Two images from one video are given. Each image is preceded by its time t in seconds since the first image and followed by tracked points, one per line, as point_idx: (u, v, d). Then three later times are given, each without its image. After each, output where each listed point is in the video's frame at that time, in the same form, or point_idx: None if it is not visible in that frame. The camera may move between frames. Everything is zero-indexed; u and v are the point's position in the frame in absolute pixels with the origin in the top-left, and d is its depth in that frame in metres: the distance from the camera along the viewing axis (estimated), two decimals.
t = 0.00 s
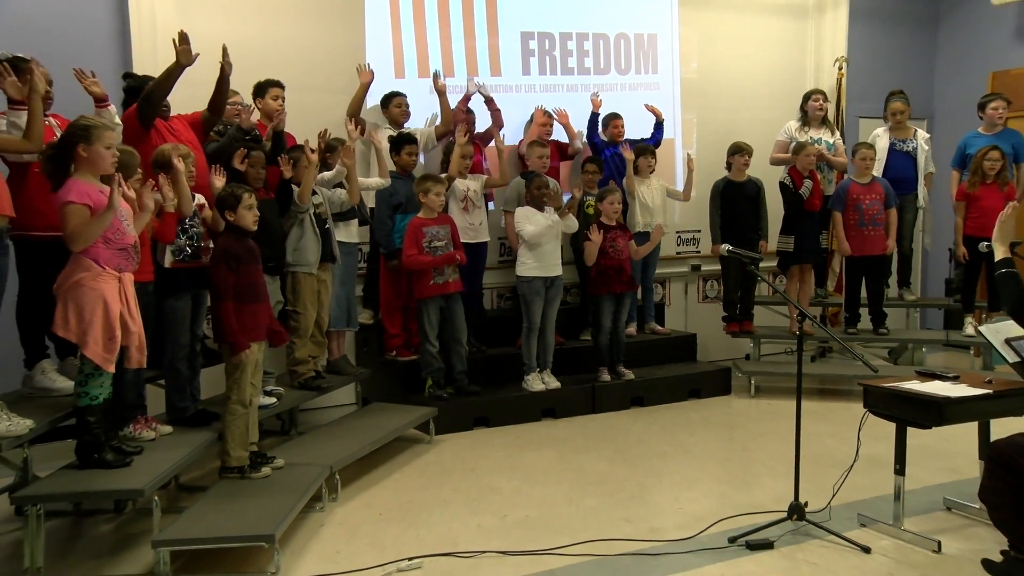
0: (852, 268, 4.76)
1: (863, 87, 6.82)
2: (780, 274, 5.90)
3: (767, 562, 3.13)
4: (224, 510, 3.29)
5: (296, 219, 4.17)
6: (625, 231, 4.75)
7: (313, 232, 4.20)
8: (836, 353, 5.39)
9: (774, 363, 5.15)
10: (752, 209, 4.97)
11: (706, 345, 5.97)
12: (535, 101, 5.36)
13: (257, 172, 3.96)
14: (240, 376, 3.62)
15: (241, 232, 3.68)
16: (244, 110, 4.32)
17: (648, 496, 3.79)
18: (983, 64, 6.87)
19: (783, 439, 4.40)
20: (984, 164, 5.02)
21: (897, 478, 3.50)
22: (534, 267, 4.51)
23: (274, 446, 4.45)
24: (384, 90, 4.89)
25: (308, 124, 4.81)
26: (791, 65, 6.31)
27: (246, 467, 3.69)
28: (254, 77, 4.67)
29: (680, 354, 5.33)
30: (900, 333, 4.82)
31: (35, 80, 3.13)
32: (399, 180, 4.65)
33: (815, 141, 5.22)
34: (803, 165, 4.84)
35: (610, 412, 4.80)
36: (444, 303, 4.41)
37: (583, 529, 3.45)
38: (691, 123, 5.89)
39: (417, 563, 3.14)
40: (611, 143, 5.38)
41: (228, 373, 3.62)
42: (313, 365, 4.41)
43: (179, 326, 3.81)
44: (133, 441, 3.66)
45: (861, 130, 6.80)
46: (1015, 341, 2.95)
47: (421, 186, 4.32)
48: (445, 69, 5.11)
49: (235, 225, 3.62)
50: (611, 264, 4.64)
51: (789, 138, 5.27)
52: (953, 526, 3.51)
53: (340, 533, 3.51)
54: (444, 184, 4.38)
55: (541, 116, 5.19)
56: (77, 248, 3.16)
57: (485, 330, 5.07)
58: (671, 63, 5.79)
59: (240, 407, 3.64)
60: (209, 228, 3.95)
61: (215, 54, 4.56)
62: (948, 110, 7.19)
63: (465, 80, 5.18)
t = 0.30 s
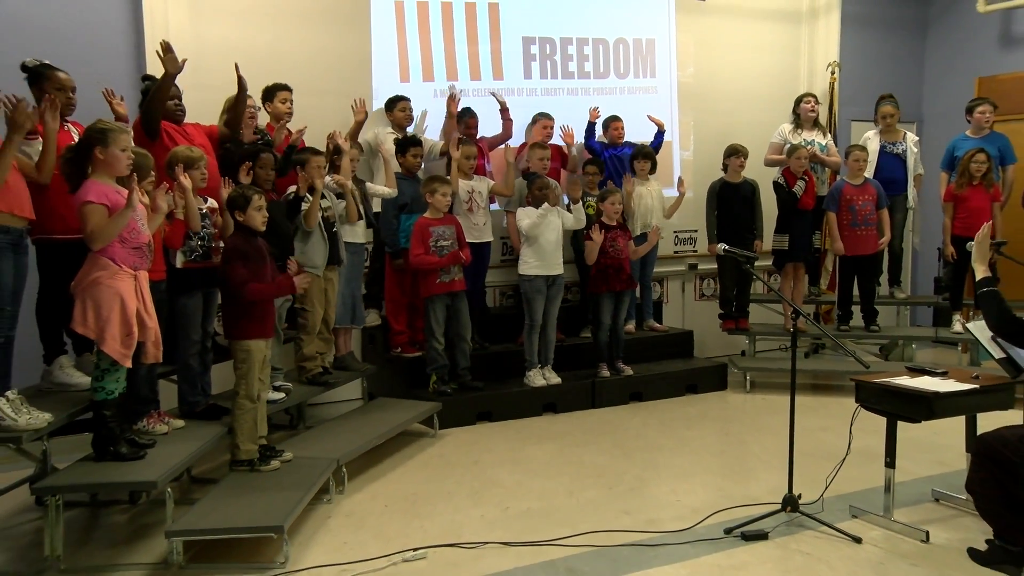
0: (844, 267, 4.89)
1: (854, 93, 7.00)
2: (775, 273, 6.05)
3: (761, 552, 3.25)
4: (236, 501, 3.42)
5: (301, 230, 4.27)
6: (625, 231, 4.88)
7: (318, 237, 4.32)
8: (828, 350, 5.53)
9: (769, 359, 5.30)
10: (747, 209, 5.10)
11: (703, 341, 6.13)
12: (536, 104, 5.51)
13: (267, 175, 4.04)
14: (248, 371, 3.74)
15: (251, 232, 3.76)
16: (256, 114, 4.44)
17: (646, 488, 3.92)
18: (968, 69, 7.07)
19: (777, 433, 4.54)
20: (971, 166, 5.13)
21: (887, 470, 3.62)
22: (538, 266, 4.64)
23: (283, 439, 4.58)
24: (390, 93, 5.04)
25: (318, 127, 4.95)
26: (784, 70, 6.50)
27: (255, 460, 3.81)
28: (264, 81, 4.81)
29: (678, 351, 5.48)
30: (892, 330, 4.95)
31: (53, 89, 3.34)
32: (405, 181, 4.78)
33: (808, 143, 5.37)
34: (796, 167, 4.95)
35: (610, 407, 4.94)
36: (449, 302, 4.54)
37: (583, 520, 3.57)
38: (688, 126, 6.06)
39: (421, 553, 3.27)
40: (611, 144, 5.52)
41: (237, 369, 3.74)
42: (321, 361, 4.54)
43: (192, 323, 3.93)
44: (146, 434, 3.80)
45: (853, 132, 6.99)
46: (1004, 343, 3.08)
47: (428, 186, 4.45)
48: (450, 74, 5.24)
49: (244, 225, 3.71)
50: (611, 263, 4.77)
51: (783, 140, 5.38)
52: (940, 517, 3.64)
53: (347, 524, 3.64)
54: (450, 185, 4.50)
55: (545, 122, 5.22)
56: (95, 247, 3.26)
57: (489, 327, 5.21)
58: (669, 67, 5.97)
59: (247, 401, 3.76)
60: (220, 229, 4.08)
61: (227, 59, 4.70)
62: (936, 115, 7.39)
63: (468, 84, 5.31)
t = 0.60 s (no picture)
0: (838, 266, 5.02)
1: (846, 97, 7.14)
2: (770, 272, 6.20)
3: (756, 543, 3.36)
4: (247, 493, 3.54)
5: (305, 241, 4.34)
6: (625, 231, 5.01)
7: (324, 238, 4.42)
8: (822, 347, 5.66)
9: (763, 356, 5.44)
10: (743, 210, 5.23)
11: (699, 339, 6.28)
12: (537, 107, 5.65)
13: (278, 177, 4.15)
14: (257, 367, 3.86)
15: (259, 232, 3.86)
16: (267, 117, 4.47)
17: (645, 481, 4.05)
18: (956, 75, 7.29)
19: (772, 427, 4.68)
20: (959, 169, 5.28)
21: (878, 464, 3.73)
22: (541, 265, 4.76)
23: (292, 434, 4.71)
24: (395, 97, 5.17)
25: (325, 131, 5.08)
26: (778, 75, 6.68)
27: (265, 454, 3.92)
28: (273, 86, 4.94)
29: (675, 348, 5.62)
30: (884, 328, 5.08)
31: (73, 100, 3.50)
32: (409, 183, 4.91)
33: (800, 146, 5.48)
34: (789, 169, 5.11)
35: (609, 403, 5.07)
36: (455, 299, 4.67)
37: (583, 513, 3.70)
38: (686, 129, 6.21)
39: (425, 545, 3.39)
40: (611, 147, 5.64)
41: (246, 365, 3.86)
42: (328, 357, 4.66)
43: (203, 322, 4.05)
44: (160, 429, 3.88)
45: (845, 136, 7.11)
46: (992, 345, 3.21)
47: (433, 188, 4.56)
48: (453, 78, 5.37)
49: (253, 226, 3.80)
50: (611, 262, 4.91)
51: (776, 143, 5.52)
52: (929, 509, 3.76)
53: (353, 517, 3.76)
54: (455, 186, 4.61)
55: (547, 126, 5.32)
56: (110, 246, 3.38)
57: (492, 324, 5.34)
58: (666, 72, 6.13)
59: (257, 398, 3.88)
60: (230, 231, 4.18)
61: (238, 65, 4.82)
62: (926, 119, 7.57)
63: (471, 89, 5.43)
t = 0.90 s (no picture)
0: (833, 264, 5.15)
1: (841, 101, 7.28)
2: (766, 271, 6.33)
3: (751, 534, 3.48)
4: (257, 485, 3.66)
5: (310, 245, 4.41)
6: (624, 231, 5.15)
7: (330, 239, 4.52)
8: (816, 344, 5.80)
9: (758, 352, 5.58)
10: (738, 212, 5.36)
11: (696, 336, 6.43)
12: (537, 110, 5.77)
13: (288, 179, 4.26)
14: (267, 363, 3.95)
15: (269, 232, 3.99)
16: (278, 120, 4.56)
17: (643, 474, 4.18)
18: (947, 79, 7.43)
19: (766, 422, 4.81)
20: (946, 171, 5.37)
21: (869, 457, 3.86)
22: (543, 265, 4.88)
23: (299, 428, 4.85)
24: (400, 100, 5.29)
25: (331, 133, 5.20)
26: (772, 79, 6.83)
27: (274, 448, 4.03)
28: (281, 90, 5.06)
29: (673, 345, 5.76)
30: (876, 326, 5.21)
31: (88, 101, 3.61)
32: (414, 184, 5.02)
33: (793, 149, 5.62)
34: (783, 172, 5.23)
35: (609, 399, 5.20)
36: (458, 298, 4.79)
37: (583, 505, 3.83)
38: (683, 132, 6.35)
39: (429, 536, 3.52)
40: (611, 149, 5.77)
41: (256, 361, 3.95)
42: (334, 354, 4.77)
43: (213, 321, 4.16)
44: (172, 422, 4.01)
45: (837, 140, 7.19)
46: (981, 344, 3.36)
47: (438, 189, 4.69)
48: (457, 82, 5.49)
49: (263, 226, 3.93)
50: (610, 261, 5.05)
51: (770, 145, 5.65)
52: (918, 501, 3.88)
53: (360, 509, 3.89)
54: (460, 187, 4.75)
55: (548, 130, 5.45)
56: (123, 246, 3.50)
57: (494, 322, 5.48)
58: (664, 76, 6.26)
59: (266, 393, 3.99)
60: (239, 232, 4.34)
61: (247, 69, 4.94)
62: (917, 122, 7.73)
63: (474, 92, 5.56)
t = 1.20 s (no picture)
0: (826, 263, 5.29)
1: (836, 103, 7.42)
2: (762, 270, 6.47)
3: (746, 525, 3.61)
4: (267, 478, 3.78)
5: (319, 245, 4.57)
6: (624, 231, 5.27)
7: (336, 239, 4.65)
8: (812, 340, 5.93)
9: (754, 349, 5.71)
10: (735, 212, 5.49)
11: (694, 333, 6.57)
12: (538, 112, 5.90)
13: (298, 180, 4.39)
14: (275, 359, 4.08)
15: (280, 233, 4.12)
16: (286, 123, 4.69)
17: (641, 467, 4.31)
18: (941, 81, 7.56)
19: (761, 417, 4.95)
20: (935, 173, 5.53)
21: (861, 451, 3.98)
22: (543, 264, 5.01)
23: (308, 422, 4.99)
24: (405, 103, 5.42)
25: (338, 136, 5.33)
26: (768, 82, 6.98)
27: (283, 442, 4.16)
28: (289, 94, 5.19)
29: (671, 342, 5.89)
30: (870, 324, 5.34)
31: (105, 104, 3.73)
32: (419, 185, 5.14)
33: (789, 150, 5.74)
34: (777, 173, 5.35)
35: (608, 394, 5.34)
36: (461, 295, 4.92)
37: (583, 497, 3.96)
38: (682, 134, 6.49)
39: (434, 527, 3.66)
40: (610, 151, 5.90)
41: (265, 357, 4.08)
42: (340, 351, 4.90)
43: (222, 317, 4.30)
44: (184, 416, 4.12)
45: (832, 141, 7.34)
46: (972, 343, 3.50)
47: (441, 191, 4.80)
48: (460, 85, 5.62)
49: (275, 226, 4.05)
50: (609, 261, 5.18)
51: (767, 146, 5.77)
52: (908, 492, 4.01)
53: (367, 501, 4.02)
54: (462, 189, 4.87)
55: (549, 131, 5.53)
56: (135, 246, 3.62)
57: (496, 319, 5.61)
58: (663, 80, 6.39)
59: (275, 388, 4.11)
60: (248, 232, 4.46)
61: (256, 74, 5.07)
62: (908, 124, 7.87)
63: (478, 95, 5.69)
